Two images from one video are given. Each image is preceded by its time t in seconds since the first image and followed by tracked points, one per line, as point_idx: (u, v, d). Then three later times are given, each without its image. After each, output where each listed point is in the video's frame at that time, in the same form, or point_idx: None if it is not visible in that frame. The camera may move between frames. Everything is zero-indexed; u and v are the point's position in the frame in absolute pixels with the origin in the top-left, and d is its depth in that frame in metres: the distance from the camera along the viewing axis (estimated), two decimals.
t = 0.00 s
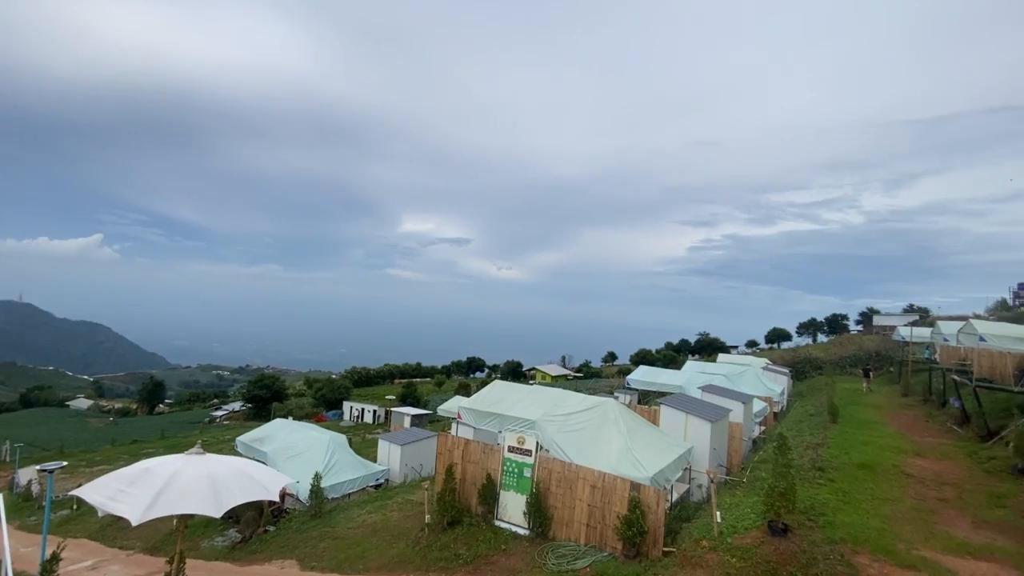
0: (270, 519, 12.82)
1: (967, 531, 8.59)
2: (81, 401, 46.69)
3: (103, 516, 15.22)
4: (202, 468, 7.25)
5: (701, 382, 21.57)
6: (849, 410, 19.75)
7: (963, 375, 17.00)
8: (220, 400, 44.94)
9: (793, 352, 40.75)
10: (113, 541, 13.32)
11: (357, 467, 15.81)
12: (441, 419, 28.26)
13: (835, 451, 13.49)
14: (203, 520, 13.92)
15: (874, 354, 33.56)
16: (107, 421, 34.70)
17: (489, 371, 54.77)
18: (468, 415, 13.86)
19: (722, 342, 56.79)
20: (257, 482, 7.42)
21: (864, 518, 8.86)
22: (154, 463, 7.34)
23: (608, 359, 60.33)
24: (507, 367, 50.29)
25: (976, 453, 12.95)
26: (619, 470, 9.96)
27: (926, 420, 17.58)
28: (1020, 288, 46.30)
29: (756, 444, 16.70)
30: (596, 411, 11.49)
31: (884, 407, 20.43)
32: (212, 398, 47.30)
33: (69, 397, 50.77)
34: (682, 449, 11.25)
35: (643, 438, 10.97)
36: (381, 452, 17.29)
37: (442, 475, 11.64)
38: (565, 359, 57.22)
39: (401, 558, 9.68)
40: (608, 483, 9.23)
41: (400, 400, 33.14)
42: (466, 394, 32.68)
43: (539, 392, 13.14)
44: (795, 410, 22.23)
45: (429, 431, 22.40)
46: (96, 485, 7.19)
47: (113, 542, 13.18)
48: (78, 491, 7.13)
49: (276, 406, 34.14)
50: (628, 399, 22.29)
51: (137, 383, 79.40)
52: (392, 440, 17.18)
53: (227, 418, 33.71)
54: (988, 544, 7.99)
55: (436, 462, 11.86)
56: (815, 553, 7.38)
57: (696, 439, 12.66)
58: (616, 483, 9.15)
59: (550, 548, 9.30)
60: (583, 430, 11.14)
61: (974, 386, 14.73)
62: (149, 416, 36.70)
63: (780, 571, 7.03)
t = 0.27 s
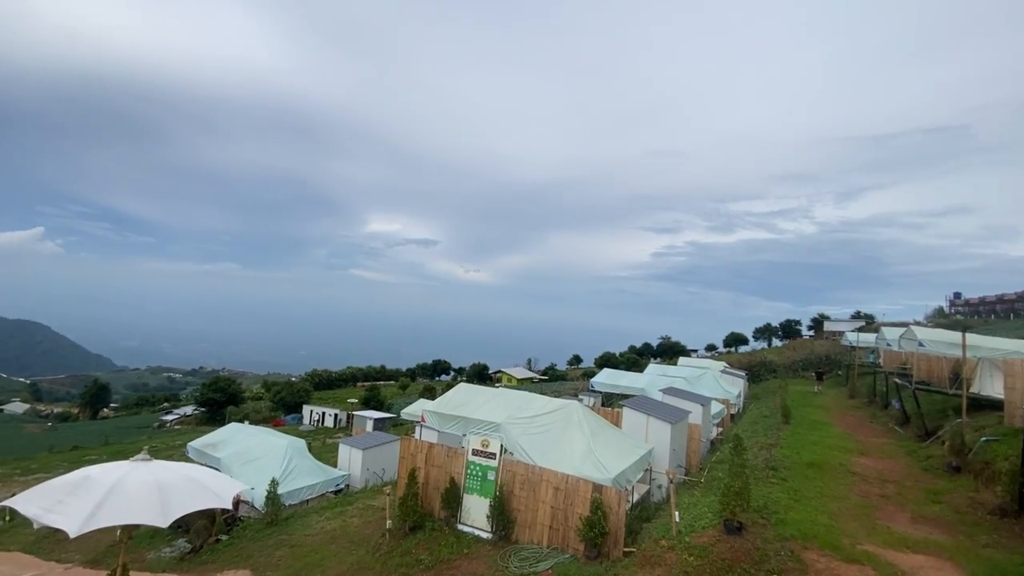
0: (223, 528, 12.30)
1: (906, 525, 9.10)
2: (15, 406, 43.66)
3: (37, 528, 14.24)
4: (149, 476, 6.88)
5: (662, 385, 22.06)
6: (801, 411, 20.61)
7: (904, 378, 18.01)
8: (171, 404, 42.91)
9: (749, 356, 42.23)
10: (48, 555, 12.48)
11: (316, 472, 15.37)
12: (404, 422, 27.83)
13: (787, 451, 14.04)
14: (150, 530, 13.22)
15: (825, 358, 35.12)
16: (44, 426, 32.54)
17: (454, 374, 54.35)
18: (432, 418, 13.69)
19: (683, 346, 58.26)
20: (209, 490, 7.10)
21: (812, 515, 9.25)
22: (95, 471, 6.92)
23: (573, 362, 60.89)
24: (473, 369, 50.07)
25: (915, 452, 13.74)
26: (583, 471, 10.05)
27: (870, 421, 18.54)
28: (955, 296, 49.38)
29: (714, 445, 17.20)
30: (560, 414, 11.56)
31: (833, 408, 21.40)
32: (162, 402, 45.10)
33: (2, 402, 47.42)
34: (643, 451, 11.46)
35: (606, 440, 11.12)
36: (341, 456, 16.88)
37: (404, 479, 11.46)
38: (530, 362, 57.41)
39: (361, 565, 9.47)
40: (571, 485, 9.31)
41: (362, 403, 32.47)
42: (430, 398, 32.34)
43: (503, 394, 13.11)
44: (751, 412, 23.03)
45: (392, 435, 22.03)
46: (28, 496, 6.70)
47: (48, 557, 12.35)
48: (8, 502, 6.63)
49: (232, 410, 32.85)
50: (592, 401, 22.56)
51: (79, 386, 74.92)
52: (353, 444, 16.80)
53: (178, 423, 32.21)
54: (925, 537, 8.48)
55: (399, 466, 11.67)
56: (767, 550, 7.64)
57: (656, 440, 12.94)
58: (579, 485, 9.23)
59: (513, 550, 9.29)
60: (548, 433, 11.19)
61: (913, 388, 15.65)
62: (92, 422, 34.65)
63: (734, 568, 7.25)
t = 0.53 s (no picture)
0: (170, 538, 11.70)
1: (850, 522, 9.54)
2: None
3: None
4: (88, 485, 6.47)
5: (625, 388, 22.43)
6: (755, 413, 21.36)
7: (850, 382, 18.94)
8: (115, 408, 40.60)
9: (707, 360, 43.52)
10: None
11: (272, 478, 14.82)
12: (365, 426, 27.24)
13: (742, 452, 14.51)
14: (88, 542, 12.43)
15: (778, 362, 36.57)
16: None
17: (418, 377, 53.69)
18: (394, 422, 13.45)
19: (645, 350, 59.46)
20: (154, 499, 6.73)
21: (765, 514, 9.58)
22: (27, 480, 6.45)
23: (538, 365, 61.20)
24: (437, 372, 49.60)
25: (859, 452, 14.47)
26: (546, 474, 10.08)
27: (819, 422, 19.40)
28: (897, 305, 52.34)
29: (672, 447, 17.61)
30: (523, 417, 11.57)
31: (785, 411, 22.29)
32: (106, 406, 42.63)
33: None
34: (604, 453, 11.60)
35: (569, 443, 11.19)
36: (299, 462, 16.36)
37: (364, 485, 11.21)
38: (495, 366, 57.37)
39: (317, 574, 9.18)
40: (533, 488, 9.33)
41: (321, 407, 31.62)
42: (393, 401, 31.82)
43: (467, 397, 13.02)
44: (708, 414, 23.72)
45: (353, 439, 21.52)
46: None
47: None
48: None
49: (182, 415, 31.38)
50: (556, 404, 22.70)
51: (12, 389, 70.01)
52: (311, 449, 16.31)
53: (123, 428, 30.50)
54: (868, 533, 8.93)
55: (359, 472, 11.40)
56: (722, 549, 7.86)
57: (618, 443, 13.13)
58: (541, 488, 9.25)
59: (474, 555, 9.22)
60: (511, 436, 11.17)
61: (858, 391, 16.47)
62: (25, 427, 32.37)
63: (691, 566, 7.42)
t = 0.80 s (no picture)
0: (109, 551, 11.02)
1: (798, 520, 9.95)
2: None
3: None
4: (16, 495, 6.02)
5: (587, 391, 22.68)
6: (711, 416, 22.05)
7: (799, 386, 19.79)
8: (50, 413, 37.97)
9: (667, 364, 44.64)
10: None
11: (223, 486, 14.18)
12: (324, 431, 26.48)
13: (699, 454, 14.93)
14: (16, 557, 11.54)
15: (733, 366, 37.85)
16: None
17: (379, 380, 52.69)
18: (354, 426, 13.14)
19: (607, 355, 60.36)
20: (91, 509, 6.32)
21: (719, 514, 9.86)
22: None
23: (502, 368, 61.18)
24: (400, 375, 48.85)
25: (807, 453, 15.13)
26: (507, 478, 10.05)
27: (770, 424, 20.19)
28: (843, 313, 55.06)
29: (632, 449, 17.93)
30: (486, 421, 11.49)
31: (739, 413, 23.08)
32: (39, 411, 39.81)
33: None
34: (566, 456, 11.68)
35: (531, 446, 11.20)
36: (252, 468, 15.75)
37: (320, 491, 10.89)
38: (459, 369, 56.97)
39: None
40: (494, 491, 9.28)
41: (278, 411, 30.56)
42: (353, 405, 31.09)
43: (430, 401, 12.86)
44: (667, 416, 24.32)
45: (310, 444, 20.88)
46: None
47: None
48: None
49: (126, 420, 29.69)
50: (519, 407, 22.72)
51: None
52: (265, 454, 15.72)
53: (58, 434, 28.55)
54: (814, 530, 9.33)
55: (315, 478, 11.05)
56: (677, 548, 8.03)
57: (579, 446, 13.25)
58: (502, 491, 9.22)
59: (433, 560, 9.08)
60: (474, 440, 11.09)
61: (807, 395, 17.24)
62: None
63: (647, 567, 7.54)
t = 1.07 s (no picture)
0: (36, 565, 10.24)
1: (749, 519, 10.29)
2: None
3: None
4: None
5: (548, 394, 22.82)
6: (668, 419, 22.59)
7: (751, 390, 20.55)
8: None
9: (627, 368, 45.51)
10: None
11: (167, 494, 13.43)
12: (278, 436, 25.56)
13: (656, 456, 15.26)
14: None
15: (690, 370, 38.96)
16: None
17: (338, 383, 51.35)
18: (309, 430, 12.73)
19: (569, 359, 60.94)
20: (17, 520, 5.86)
21: (674, 515, 10.09)
22: None
23: (464, 372, 60.75)
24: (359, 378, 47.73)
25: (757, 454, 15.70)
26: (468, 483, 9.96)
27: (724, 427, 20.87)
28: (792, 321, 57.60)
29: (592, 452, 18.14)
30: (447, 424, 11.35)
31: (695, 416, 23.74)
32: None
33: None
34: (526, 459, 11.69)
35: (492, 450, 11.15)
36: (199, 475, 15.00)
37: (272, 499, 10.50)
38: (421, 372, 56.34)
39: None
40: (454, 496, 9.18)
41: (229, 416, 29.30)
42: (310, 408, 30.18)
43: (389, 404, 12.60)
44: (626, 419, 24.76)
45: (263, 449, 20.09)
46: None
47: None
48: None
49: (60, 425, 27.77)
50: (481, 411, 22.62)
51: None
52: (214, 460, 15.01)
53: None
54: (763, 529, 9.67)
55: (267, 485, 10.64)
56: (633, 549, 8.15)
57: (539, 449, 13.30)
58: (462, 496, 9.12)
59: (390, 568, 8.89)
60: (434, 445, 10.93)
61: (758, 398, 17.91)
62: None
63: (604, 569, 7.61)
